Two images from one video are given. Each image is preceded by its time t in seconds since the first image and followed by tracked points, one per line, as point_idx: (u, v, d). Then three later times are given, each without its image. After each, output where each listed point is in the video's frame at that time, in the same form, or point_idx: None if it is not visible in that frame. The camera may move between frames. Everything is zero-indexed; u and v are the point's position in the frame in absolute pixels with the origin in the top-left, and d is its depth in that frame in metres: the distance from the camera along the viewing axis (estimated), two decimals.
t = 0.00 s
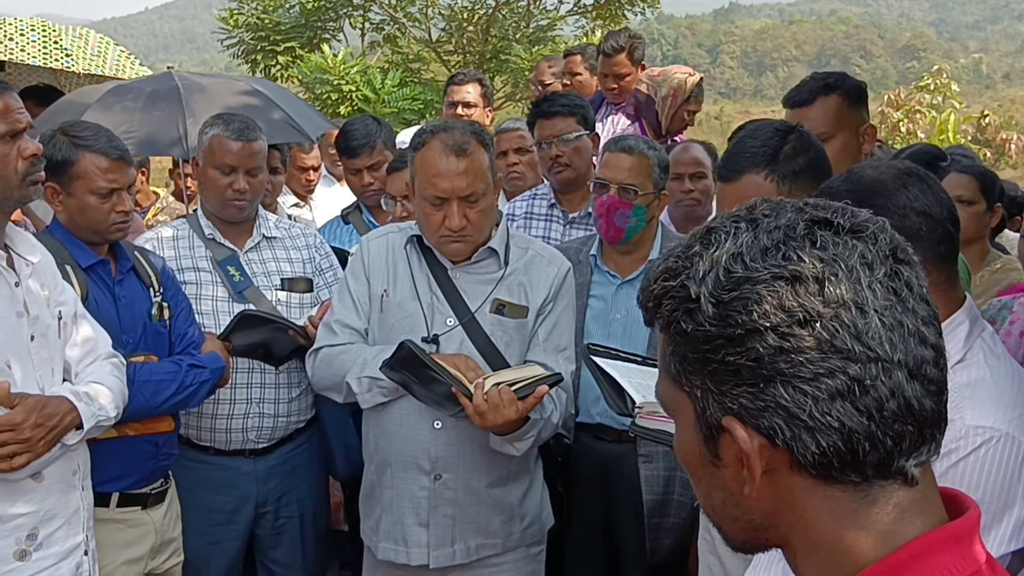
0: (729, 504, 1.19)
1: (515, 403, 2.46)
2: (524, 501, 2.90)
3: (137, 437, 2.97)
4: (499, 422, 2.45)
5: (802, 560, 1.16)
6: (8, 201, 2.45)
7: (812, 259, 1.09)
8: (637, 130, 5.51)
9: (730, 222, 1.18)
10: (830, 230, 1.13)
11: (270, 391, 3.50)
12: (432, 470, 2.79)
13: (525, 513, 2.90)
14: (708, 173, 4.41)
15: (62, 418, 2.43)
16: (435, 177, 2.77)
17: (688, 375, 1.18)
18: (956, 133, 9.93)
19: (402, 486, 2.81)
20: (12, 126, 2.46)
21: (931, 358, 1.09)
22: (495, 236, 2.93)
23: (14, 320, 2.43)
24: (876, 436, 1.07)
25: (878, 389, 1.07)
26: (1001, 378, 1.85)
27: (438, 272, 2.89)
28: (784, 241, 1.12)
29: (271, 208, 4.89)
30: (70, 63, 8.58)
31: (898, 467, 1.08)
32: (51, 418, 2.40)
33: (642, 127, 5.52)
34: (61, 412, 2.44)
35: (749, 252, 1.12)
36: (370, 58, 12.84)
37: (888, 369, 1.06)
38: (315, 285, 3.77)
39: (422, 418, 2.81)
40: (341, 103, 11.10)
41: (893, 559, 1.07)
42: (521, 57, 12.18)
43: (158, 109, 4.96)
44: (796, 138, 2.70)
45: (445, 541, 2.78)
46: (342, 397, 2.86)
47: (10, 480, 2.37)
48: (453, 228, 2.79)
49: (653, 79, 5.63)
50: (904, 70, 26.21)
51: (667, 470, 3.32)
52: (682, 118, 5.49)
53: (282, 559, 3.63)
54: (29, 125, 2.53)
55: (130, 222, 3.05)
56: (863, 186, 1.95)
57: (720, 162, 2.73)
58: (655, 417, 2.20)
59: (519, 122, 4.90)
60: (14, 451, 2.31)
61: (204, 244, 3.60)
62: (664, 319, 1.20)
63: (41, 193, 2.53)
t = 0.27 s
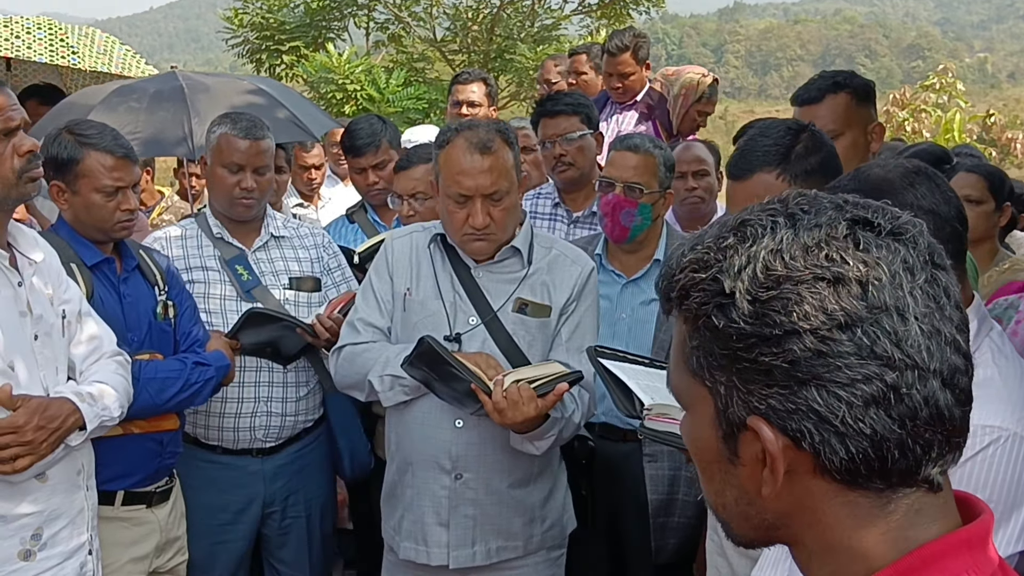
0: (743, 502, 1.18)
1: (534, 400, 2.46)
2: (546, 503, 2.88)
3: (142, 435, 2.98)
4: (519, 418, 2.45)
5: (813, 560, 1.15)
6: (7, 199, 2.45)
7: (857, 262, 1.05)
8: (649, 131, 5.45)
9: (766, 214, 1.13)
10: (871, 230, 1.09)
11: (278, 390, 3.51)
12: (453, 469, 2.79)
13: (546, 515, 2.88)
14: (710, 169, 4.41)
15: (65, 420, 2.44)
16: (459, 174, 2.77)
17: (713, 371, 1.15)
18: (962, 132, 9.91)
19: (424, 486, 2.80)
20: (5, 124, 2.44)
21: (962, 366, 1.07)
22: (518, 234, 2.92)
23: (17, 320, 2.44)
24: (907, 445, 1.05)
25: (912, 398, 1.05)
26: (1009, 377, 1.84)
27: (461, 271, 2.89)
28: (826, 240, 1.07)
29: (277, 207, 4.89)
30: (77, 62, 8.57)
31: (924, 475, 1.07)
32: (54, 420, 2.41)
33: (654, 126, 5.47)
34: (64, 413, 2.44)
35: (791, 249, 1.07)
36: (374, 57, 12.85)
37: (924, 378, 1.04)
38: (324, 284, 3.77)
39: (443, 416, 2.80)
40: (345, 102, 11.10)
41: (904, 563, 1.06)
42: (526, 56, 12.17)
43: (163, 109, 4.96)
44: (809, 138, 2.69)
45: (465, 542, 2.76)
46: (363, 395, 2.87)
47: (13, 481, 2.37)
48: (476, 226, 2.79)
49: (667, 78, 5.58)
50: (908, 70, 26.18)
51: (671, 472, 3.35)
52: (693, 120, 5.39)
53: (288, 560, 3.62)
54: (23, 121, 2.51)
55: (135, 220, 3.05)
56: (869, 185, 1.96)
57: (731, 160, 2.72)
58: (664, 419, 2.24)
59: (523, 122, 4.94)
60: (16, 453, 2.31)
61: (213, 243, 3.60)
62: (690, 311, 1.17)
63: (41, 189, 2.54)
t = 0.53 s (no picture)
0: (761, 499, 1.18)
1: (551, 398, 2.46)
2: (568, 505, 2.88)
3: (148, 433, 2.99)
4: (535, 417, 2.46)
5: (825, 559, 1.16)
6: (7, 198, 2.46)
7: (904, 265, 1.05)
8: (664, 129, 5.41)
9: (808, 210, 1.13)
10: (916, 232, 1.09)
11: (287, 388, 3.52)
12: (472, 469, 2.79)
13: (566, 518, 2.87)
14: (717, 169, 4.40)
15: (69, 422, 2.45)
16: (480, 171, 2.78)
17: (742, 366, 1.14)
18: (967, 131, 9.88)
19: (443, 486, 2.81)
20: (4, 123, 2.45)
21: (993, 375, 1.09)
22: (540, 234, 2.90)
23: (21, 319, 2.45)
24: (939, 451, 1.06)
25: (948, 404, 1.05)
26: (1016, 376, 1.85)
27: (482, 271, 2.89)
28: (874, 240, 1.07)
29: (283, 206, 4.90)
30: (80, 58, 8.61)
31: (949, 482, 1.08)
32: (58, 422, 2.41)
33: (668, 125, 5.43)
34: (68, 415, 2.45)
35: (838, 248, 1.07)
36: (379, 55, 12.86)
37: (961, 385, 1.05)
38: (332, 283, 3.78)
39: (463, 416, 2.81)
40: (350, 101, 11.11)
41: (918, 565, 1.06)
42: (530, 55, 12.16)
43: (168, 109, 4.97)
44: (820, 138, 2.71)
45: (485, 543, 2.76)
46: (384, 395, 2.89)
47: (17, 483, 2.37)
48: (496, 224, 2.79)
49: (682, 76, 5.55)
50: (913, 69, 26.12)
51: (677, 468, 3.32)
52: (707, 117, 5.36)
53: (295, 558, 3.63)
54: (23, 120, 2.52)
55: (141, 218, 3.06)
56: (878, 181, 2.10)
57: (742, 159, 2.73)
58: (672, 420, 2.25)
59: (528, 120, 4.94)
60: (20, 456, 2.32)
61: (222, 242, 3.61)
62: (723, 304, 1.15)
63: (41, 187, 2.55)
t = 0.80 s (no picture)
0: (773, 497, 1.17)
1: (559, 398, 2.46)
2: (582, 506, 2.87)
3: (150, 433, 2.99)
4: (543, 417, 2.46)
5: (835, 559, 1.16)
6: (8, 197, 2.46)
7: (934, 266, 1.06)
8: (671, 129, 5.37)
9: (835, 208, 1.13)
10: (943, 233, 1.09)
11: (292, 388, 3.52)
12: (484, 469, 2.79)
13: (579, 519, 2.86)
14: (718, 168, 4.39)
15: (73, 424, 2.45)
16: (493, 165, 2.79)
17: (764, 362, 1.14)
18: (970, 131, 9.88)
19: (455, 487, 2.81)
20: (4, 122, 2.45)
21: (1010, 380, 1.10)
22: (552, 233, 2.90)
23: (22, 320, 2.45)
24: (958, 453, 1.06)
25: (970, 406, 1.06)
26: None
27: (494, 269, 2.89)
28: (903, 240, 1.07)
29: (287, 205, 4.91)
30: (86, 60, 8.56)
31: (964, 484, 1.09)
32: (62, 424, 2.41)
33: (676, 125, 5.40)
34: (71, 417, 2.45)
35: (868, 246, 1.07)
36: (382, 55, 12.87)
37: (984, 388, 1.06)
38: (338, 283, 3.78)
39: (475, 415, 2.81)
40: (354, 101, 11.12)
41: (930, 566, 1.06)
42: (533, 55, 12.15)
43: (172, 108, 4.98)
44: (822, 140, 2.70)
45: (497, 544, 2.75)
46: (395, 395, 2.91)
47: (20, 485, 2.37)
48: (509, 217, 2.79)
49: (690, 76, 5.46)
50: (917, 69, 26.10)
51: (678, 469, 3.35)
52: (715, 117, 5.24)
53: (299, 558, 3.63)
54: (22, 119, 2.53)
55: (145, 218, 3.06)
56: (880, 181, 2.14)
57: (744, 161, 2.73)
58: (678, 423, 2.24)
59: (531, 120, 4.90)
60: (24, 458, 2.32)
61: (228, 241, 3.62)
62: (746, 299, 1.15)
63: (41, 185, 2.56)
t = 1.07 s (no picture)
0: (779, 493, 1.17)
1: (576, 407, 2.47)
2: (587, 505, 2.87)
3: (153, 433, 2.99)
4: (560, 427, 2.46)
5: (839, 555, 1.16)
6: (10, 196, 2.47)
7: (944, 264, 1.05)
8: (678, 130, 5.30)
9: (847, 205, 1.12)
10: (953, 232, 1.09)
11: (295, 386, 3.51)
12: (490, 468, 2.78)
13: (584, 518, 2.86)
14: (714, 166, 4.39)
15: (79, 423, 2.45)
16: (501, 147, 2.85)
17: (772, 358, 1.14)
18: (973, 130, 9.86)
19: (462, 485, 2.81)
20: (5, 120, 2.45)
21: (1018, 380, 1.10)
22: (559, 229, 2.92)
23: (27, 319, 2.45)
24: (964, 452, 1.06)
25: (978, 405, 1.05)
26: None
27: (500, 266, 2.89)
28: (913, 238, 1.07)
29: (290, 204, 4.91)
30: (88, 60, 8.56)
31: (970, 483, 1.09)
32: (67, 424, 2.42)
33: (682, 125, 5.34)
34: (76, 416, 2.45)
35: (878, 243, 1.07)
36: (384, 55, 12.87)
37: (991, 387, 1.05)
38: (341, 283, 3.78)
39: (481, 414, 2.81)
40: (356, 100, 11.13)
41: (933, 564, 1.07)
42: (535, 54, 12.13)
43: (174, 109, 4.98)
44: (824, 139, 2.70)
45: (502, 543, 2.75)
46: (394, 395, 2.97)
47: (26, 485, 2.37)
48: (515, 197, 2.82)
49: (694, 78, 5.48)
50: (919, 69, 26.06)
51: (680, 467, 3.36)
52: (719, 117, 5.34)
53: (302, 557, 3.64)
54: (24, 118, 2.54)
55: (148, 218, 3.07)
56: (881, 180, 2.15)
57: (746, 162, 2.73)
58: (681, 424, 2.24)
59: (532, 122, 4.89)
60: (30, 458, 2.32)
61: (232, 240, 3.62)
62: (755, 295, 1.15)
63: (43, 184, 2.56)
